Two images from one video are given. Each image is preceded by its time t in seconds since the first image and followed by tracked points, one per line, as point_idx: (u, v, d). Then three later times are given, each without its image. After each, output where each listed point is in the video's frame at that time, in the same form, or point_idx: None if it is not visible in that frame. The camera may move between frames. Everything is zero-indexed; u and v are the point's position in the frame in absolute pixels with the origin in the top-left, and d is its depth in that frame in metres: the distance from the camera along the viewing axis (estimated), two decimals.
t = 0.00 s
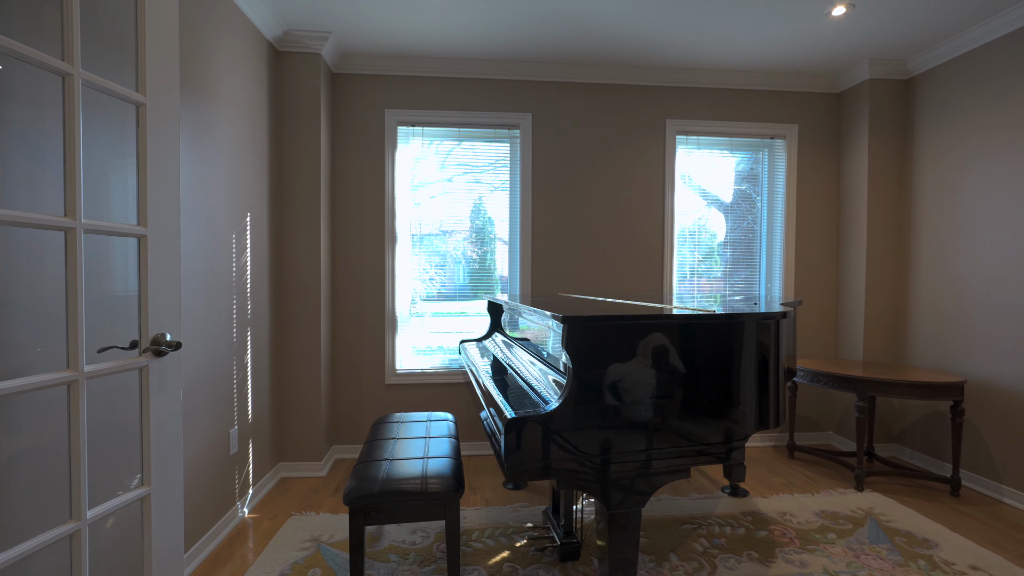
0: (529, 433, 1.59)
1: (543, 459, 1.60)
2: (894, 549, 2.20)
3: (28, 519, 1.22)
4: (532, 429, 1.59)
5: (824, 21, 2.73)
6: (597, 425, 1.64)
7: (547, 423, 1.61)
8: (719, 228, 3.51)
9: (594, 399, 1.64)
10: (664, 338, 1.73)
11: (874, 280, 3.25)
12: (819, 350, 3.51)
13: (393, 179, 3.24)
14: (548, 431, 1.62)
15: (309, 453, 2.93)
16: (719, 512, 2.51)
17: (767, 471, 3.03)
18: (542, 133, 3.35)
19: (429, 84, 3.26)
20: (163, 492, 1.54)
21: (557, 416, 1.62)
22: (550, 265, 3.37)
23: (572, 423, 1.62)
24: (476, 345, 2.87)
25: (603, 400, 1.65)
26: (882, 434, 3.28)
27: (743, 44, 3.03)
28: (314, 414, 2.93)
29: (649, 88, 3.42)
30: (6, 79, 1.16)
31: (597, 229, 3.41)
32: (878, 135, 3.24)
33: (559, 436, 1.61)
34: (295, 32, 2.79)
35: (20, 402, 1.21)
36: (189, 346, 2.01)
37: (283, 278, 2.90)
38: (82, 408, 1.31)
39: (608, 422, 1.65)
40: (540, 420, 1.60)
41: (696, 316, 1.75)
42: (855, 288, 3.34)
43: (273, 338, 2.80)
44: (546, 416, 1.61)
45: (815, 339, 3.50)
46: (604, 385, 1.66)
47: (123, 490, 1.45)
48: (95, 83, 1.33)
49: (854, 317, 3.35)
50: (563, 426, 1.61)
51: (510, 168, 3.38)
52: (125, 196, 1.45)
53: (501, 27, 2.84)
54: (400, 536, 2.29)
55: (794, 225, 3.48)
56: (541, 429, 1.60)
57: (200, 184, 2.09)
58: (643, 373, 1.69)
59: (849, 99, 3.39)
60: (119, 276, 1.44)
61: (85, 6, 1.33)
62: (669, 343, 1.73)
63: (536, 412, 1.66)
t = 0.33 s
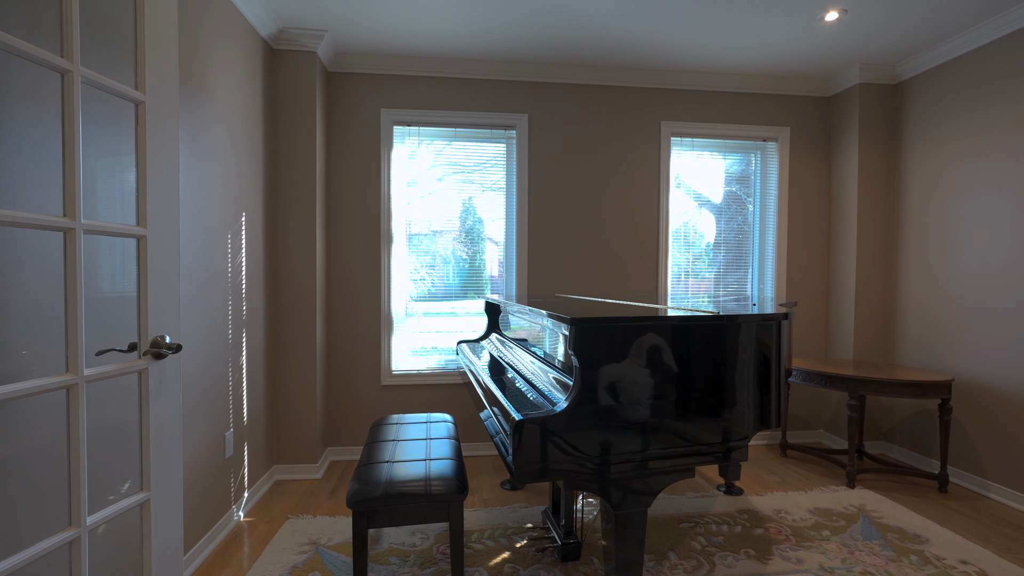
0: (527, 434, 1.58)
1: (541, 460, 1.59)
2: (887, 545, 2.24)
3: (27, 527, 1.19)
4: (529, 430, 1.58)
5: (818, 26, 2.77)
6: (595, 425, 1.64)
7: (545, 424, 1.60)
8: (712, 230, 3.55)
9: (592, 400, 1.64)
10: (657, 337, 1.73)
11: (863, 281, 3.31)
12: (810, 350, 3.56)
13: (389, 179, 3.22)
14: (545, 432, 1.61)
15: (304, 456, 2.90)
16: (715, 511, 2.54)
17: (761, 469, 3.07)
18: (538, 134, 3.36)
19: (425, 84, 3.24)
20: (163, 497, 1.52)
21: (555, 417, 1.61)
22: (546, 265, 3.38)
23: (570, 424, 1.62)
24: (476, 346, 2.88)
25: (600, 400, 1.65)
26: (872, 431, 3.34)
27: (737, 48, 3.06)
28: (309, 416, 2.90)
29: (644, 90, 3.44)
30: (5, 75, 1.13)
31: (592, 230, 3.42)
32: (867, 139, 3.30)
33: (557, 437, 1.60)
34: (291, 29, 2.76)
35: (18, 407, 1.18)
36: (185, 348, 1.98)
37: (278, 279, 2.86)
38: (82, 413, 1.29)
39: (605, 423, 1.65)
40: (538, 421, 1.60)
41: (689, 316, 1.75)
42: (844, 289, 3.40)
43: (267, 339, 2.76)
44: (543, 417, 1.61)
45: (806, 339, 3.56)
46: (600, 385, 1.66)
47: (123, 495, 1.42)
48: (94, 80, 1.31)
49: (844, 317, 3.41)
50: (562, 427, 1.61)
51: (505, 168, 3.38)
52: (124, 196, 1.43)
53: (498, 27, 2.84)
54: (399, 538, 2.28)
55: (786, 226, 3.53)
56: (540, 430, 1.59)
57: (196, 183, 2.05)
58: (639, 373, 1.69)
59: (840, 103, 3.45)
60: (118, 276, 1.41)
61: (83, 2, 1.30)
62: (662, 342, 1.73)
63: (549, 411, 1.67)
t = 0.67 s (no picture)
0: (528, 434, 1.58)
1: (542, 461, 1.58)
2: (884, 541, 2.28)
3: (31, 534, 1.17)
4: (530, 430, 1.58)
5: (814, 29, 2.81)
6: (596, 426, 1.64)
7: (546, 425, 1.60)
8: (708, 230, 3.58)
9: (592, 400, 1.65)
10: (654, 337, 1.74)
11: (857, 281, 3.36)
12: (804, 349, 3.61)
13: (387, 179, 3.20)
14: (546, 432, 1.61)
15: (302, 458, 2.88)
16: (714, 509, 2.57)
17: (758, 467, 3.11)
18: (536, 134, 3.36)
19: (424, 83, 3.23)
20: (167, 501, 1.50)
21: (555, 417, 1.61)
22: (544, 266, 3.38)
23: (571, 425, 1.61)
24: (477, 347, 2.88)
25: (600, 400, 1.65)
26: (864, 429, 3.39)
27: (734, 51, 3.10)
28: (308, 417, 2.88)
29: (641, 91, 3.46)
30: (10, 73, 1.11)
31: (590, 230, 3.43)
32: (860, 141, 3.35)
33: (559, 437, 1.60)
34: (289, 28, 2.74)
35: (22, 412, 1.15)
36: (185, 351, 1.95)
37: (275, 280, 2.84)
38: (86, 416, 1.26)
39: (606, 423, 1.65)
40: (539, 421, 1.59)
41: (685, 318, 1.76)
42: (838, 289, 3.46)
43: (265, 340, 2.73)
44: (544, 417, 1.60)
45: (801, 338, 3.60)
46: (599, 385, 1.66)
47: (126, 501, 1.40)
48: (98, 78, 1.28)
49: (837, 316, 3.46)
50: (563, 427, 1.60)
51: (503, 168, 3.38)
52: (127, 196, 1.40)
53: (498, 27, 2.84)
54: (401, 540, 2.27)
55: (781, 226, 3.57)
56: (540, 431, 1.58)
57: (196, 182, 2.03)
58: (637, 373, 1.70)
59: (833, 106, 3.50)
60: (121, 277, 1.38)
61: None
62: (659, 342, 1.74)
63: (563, 411, 1.68)
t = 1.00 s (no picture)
0: (536, 434, 1.58)
1: (546, 461, 1.58)
2: (878, 537, 2.32)
3: (34, 541, 1.13)
4: (541, 430, 1.58)
5: (809, 33, 2.85)
6: (596, 425, 1.64)
7: (546, 424, 1.59)
8: (703, 230, 3.62)
9: (591, 399, 1.65)
10: (650, 337, 1.72)
11: (848, 281, 3.42)
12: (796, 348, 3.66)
13: (384, 178, 3.18)
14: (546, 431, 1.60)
15: (299, 460, 2.85)
16: (713, 507, 2.59)
17: (753, 465, 3.14)
18: (532, 134, 3.36)
19: (421, 82, 3.21)
20: (168, 505, 1.47)
21: (567, 416, 1.61)
22: (542, 266, 3.39)
23: (572, 424, 1.61)
24: (478, 347, 2.88)
25: (600, 400, 1.65)
26: (856, 426, 3.46)
27: (730, 53, 3.13)
28: (304, 419, 2.85)
29: (637, 92, 3.48)
30: (13, 67, 1.07)
31: (586, 230, 3.45)
32: (851, 143, 3.40)
33: (559, 437, 1.59)
34: (285, 24, 2.70)
35: (25, 416, 1.12)
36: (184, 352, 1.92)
37: (271, 279, 2.80)
38: (90, 419, 1.23)
39: (606, 422, 1.65)
40: (543, 421, 1.58)
41: (683, 317, 1.75)
42: (829, 289, 3.51)
43: (260, 341, 2.70)
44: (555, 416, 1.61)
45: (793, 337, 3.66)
46: (601, 383, 1.66)
47: (129, 505, 1.37)
48: (102, 74, 1.25)
49: (829, 315, 3.51)
50: (563, 427, 1.60)
51: (500, 168, 3.37)
52: (131, 193, 1.37)
53: (497, 27, 2.84)
54: (402, 542, 2.25)
55: (774, 226, 3.62)
56: (540, 430, 1.58)
57: (194, 180, 1.99)
58: (635, 372, 1.69)
59: (825, 108, 3.56)
60: (125, 278, 1.35)
61: None
62: (655, 342, 1.72)
63: (573, 411, 1.68)
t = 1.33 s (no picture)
0: (547, 434, 1.57)
1: (557, 461, 1.57)
2: (874, 532, 2.36)
3: (36, 549, 1.10)
4: (553, 431, 1.57)
5: (805, 35, 2.88)
6: (597, 425, 1.62)
7: (549, 424, 1.58)
8: (698, 230, 3.65)
9: (602, 399, 1.65)
10: (646, 337, 1.71)
11: (840, 281, 3.47)
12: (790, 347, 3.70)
13: (381, 178, 3.15)
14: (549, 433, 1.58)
15: (295, 462, 2.81)
16: (711, 505, 2.61)
17: (749, 463, 3.17)
18: (530, 134, 3.36)
19: (418, 81, 3.19)
20: (170, 509, 1.43)
21: (578, 416, 1.61)
22: (540, 266, 3.38)
23: (573, 424, 1.59)
24: (477, 347, 2.86)
25: (605, 399, 1.65)
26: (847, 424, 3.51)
27: (726, 54, 3.15)
28: (301, 420, 2.81)
29: (634, 93, 3.49)
30: (13, 59, 1.04)
31: (583, 230, 3.45)
32: (844, 145, 3.45)
33: (561, 438, 1.58)
34: (281, 20, 2.66)
35: (26, 421, 1.08)
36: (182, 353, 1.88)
37: (267, 279, 2.76)
38: (93, 422, 1.20)
39: (607, 422, 1.64)
40: (555, 422, 1.58)
41: (678, 318, 1.74)
42: (822, 289, 3.56)
43: (256, 342, 2.66)
44: (566, 417, 1.60)
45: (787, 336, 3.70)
46: (608, 382, 1.67)
47: (131, 511, 1.34)
48: (104, 68, 1.22)
49: (822, 315, 3.56)
50: (565, 427, 1.58)
51: (497, 168, 3.37)
52: (132, 190, 1.34)
53: (496, 26, 2.83)
54: (403, 543, 2.24)
55: (768, 225, 3.66)
56: (549, 431, 1.57)
57: (191, 178, 1.95)
58: (633, 372, 1.68)
59: (818, 110, 3.60)
60: (128, 278, 1.32)
61: None
62: (651, 342, 1.71)
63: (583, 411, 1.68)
